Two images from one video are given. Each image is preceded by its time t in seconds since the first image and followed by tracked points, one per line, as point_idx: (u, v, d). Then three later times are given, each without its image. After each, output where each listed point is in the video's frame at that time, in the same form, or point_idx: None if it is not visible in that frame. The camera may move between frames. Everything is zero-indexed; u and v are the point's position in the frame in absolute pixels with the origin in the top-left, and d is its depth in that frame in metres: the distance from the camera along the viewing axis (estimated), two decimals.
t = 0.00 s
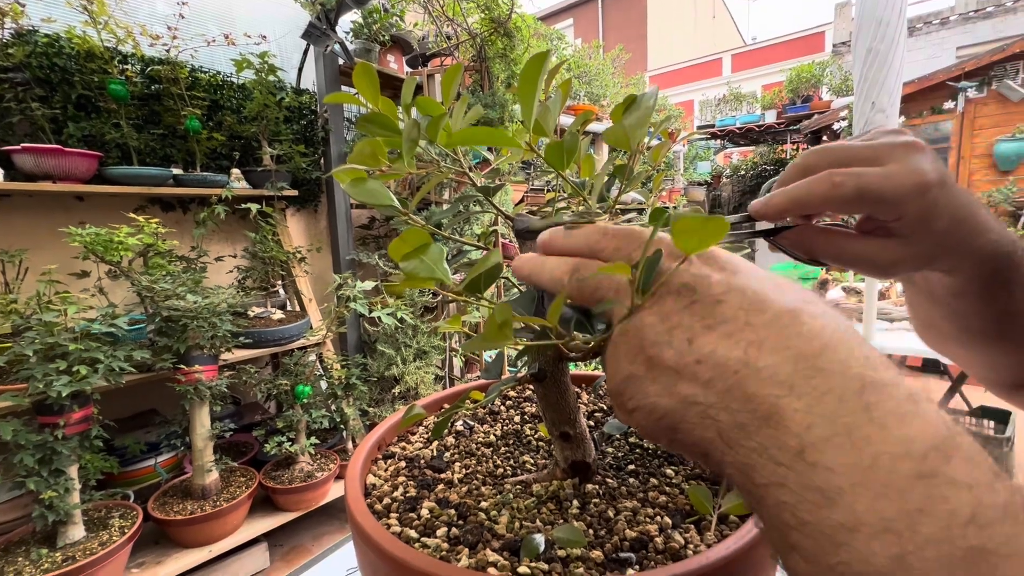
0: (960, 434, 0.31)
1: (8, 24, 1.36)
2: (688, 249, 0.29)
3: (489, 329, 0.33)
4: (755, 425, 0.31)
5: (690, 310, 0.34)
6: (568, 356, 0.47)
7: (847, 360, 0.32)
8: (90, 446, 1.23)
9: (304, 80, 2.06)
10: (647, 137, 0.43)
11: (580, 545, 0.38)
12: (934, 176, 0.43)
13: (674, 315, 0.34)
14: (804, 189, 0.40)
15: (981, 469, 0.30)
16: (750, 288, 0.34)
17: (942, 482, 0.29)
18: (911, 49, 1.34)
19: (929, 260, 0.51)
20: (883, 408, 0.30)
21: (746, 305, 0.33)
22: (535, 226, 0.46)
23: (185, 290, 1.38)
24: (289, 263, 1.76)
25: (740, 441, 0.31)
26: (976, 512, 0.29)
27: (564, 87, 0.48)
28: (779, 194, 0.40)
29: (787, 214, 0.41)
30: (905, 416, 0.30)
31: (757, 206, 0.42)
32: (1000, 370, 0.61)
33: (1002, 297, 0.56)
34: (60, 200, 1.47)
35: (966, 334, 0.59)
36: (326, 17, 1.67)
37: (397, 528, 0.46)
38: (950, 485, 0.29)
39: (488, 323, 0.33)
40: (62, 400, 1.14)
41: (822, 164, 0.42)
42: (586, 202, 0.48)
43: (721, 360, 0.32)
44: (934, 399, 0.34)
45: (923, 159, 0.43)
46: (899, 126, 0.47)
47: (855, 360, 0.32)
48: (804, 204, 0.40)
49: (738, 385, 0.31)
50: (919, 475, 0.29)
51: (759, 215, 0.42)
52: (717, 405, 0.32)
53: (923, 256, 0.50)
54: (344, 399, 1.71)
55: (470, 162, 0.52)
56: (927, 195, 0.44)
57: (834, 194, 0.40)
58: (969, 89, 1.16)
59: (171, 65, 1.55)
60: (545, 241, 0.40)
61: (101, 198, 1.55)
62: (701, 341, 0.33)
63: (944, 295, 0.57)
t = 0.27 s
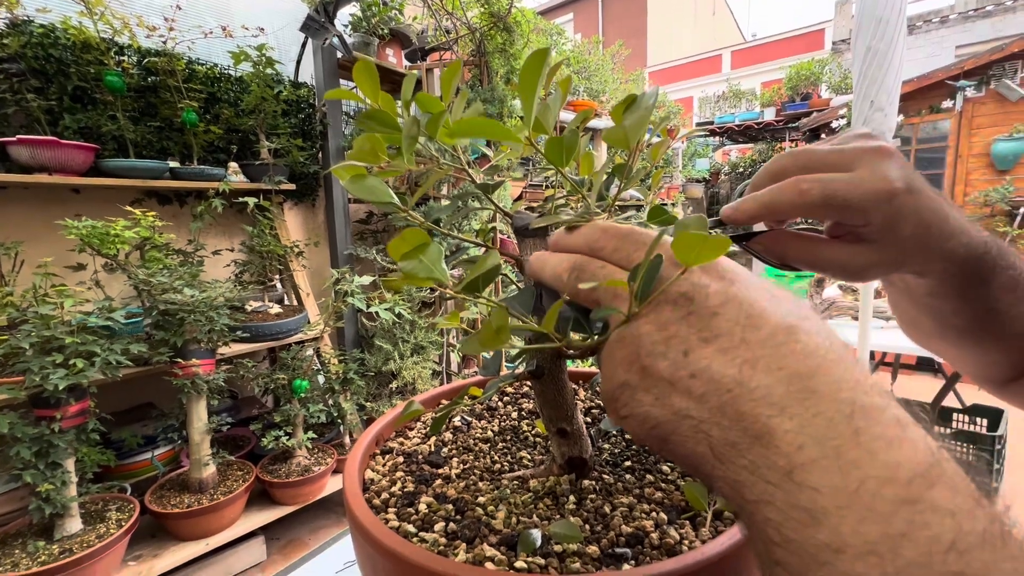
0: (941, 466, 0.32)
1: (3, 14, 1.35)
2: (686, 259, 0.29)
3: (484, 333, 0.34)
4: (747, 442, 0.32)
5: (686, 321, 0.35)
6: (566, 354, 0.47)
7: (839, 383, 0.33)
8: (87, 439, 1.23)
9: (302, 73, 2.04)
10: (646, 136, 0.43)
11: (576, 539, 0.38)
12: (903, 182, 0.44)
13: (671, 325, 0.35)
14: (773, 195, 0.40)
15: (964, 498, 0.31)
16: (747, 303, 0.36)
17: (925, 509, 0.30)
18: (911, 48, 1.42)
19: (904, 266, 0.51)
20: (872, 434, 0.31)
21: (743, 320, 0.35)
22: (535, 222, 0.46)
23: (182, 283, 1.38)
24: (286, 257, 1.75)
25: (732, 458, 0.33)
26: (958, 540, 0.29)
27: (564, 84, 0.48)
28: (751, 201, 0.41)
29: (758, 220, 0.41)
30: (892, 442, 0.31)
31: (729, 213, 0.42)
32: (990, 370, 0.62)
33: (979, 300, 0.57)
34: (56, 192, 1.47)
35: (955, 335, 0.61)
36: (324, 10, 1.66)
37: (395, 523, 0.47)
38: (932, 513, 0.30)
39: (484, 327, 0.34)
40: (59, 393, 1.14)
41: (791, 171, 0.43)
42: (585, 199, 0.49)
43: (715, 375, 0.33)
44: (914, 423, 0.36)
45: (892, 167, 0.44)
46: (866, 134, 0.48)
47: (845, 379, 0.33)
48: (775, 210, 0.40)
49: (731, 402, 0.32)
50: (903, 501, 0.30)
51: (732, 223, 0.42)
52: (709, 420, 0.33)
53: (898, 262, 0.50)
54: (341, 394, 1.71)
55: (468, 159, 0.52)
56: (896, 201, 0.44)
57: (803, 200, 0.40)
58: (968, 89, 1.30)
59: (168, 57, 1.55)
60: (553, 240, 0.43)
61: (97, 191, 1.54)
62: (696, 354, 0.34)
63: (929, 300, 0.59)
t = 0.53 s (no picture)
0: (935, 490, 0.32)
1: None
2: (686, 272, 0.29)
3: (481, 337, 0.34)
4: (742, 458, 0.32)
5: (685, 333, 0.35)
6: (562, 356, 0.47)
7: (835, 404, 0.33)
8: (80, 430, 1.23)
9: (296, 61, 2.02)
10: (645, 139, 0.43)
11: (569, 541, 0.38)
12: (899, 188, 0.44)
13: (668, 335, 0.35)
14: (769, 200, 0.40)
15: (955, 523, 0.32)
16: (747, 316, 0.35)
17: (916, 536, 0.30)
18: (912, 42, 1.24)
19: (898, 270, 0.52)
20: (868, 455, 0.31)
21: (741, 333, 0.34)
22: (532, 224, 0.46)
23: (176, 274, 1.37)
24: (281, 248, 1.74)
25: (726, 473, 0.32)
26: (948, 567, 0.30)
27: (563, 80, 0.48)
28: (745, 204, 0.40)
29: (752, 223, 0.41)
30: (888, 464, 0.31)
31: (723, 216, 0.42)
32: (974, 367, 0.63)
33: (971, 304, 0.57)
34: (47, 181, 1.45)
35: (943, 335, 0.62)
36: None
37: (389, 522, 0.47)
38: (923, 540, 0.30)
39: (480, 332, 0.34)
40: (50, 384, 1.14)
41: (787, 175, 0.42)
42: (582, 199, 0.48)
43: (711, 389, 0.33)
44: (908, 441, 0.36)
45: (888, 172, 0.43)
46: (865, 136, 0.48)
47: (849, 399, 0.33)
48: (770, 213, 0.40)
49: (727, 418, 0.32)
50: (897, 526, 0.30)
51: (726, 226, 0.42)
52: (704, 435, 0.33)
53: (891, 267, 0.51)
54: (336, 386, 1.71)
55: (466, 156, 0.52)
56: (891, 207, 0.44)
57: (797, 205, 0.40)
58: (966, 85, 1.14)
59: (160, 44, 1.53)
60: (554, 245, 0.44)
61: (88, 180, 1.52)
62: (692, 367, 0.34)
63: (921, 301, 0.60)
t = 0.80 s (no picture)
0: (927, 521, 0.33)
1: None
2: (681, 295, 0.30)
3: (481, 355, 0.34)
4: (736, 481, 0.33)
5: (681, 354, 0.36)
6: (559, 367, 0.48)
7: (831, 431, 0.33)
8: (73, 424, 1.22)
9: (292, 53, 1.99)
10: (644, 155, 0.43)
11: (564, 548, 0.39)
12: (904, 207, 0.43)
13: (665, 356, 0.36)
14: (765, 213, 0.40)
15: (949, 557, 0.32)
16: (744, 339, 0.36)
17: (909, 566, 0.30)
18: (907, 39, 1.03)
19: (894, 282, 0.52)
20: (863, 484, 0.32)
21: (739, 356, 0.35)
22: (532, 238, 0.45)
23: (169, 268, 1.36)
24: (275, 242, 1.73)
25: (722, 497, 0.34)
26: None
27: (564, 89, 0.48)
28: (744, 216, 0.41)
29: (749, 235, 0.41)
30: (882, 492, 0.32)
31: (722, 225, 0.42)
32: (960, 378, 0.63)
33: (966, 316, 0.58)
34: (37, 172, 1.43)
35: (936, 343, 0.63)
36: None
37: (386, 529, 0.47)
38: (916, 570, 0.30)
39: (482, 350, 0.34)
40: (42, 378, 1.13)
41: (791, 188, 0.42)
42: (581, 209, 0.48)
43: (707, 413, 0.34)
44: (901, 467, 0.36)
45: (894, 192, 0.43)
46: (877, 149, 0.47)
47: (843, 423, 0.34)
48: (766, 227, 0.40)
49: (723, 441, 0.33)
50: (890, 557, 0.30)
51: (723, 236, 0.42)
52: (700, 457, 0.34)
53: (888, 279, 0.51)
54: (331, 381, 1.70)
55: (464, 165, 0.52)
56: (891, 226, 0.44)
57: (795, 220, 0.40)
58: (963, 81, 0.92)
59: (153, 34, 1.51)
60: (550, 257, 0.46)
61: (80, 171, 1.50)
62: (689, 389, 0.35)
63: (917, 311, 0.60)
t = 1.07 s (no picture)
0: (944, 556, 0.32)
1: None
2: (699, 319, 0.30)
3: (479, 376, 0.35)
4: (769, 524, 0.29)
5: (709, 382, 0.32)
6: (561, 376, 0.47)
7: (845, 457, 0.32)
8: (71, 415, 1.22)
9: (290, 40, 1.96)
10: (652, 163, 0.42)
11: (565, 558, 0.38)
12: (929, 216, 0.43)
13: (691, 384, 0.33)
14: (791, 222, 0.39)
15: None
16: (779, 366, 0.32)
17: None
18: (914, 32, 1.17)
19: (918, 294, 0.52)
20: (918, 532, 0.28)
21: (770, 386, 0.32)
22: (536, 250, 0.43)
23: (167, 259, 1.35)
24: (273, 232, 1.72)
25: (750, 535, 0.30)
26: None
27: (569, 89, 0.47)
28: (770, 229, 0.40)
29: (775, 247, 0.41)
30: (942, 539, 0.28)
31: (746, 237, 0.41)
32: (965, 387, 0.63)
33: (984, 324, 0.57)
34: (32, 160, 1.41)
35: (950, 354, 0.62)
36: None
37: (385, 537, 0.47)
38: None
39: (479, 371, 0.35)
40: (40, 369, 1.12)
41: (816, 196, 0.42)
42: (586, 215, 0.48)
43: (738, 448, 0.30)
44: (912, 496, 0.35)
45: (919, 200, 0.43)
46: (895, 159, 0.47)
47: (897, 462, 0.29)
48: (794, 238, 0.40)
49: (754, 480, 0.30)
50: None
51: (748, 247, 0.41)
52: (730, 494, 0.30)
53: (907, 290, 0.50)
54: (330, 372, 1.70)
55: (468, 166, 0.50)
56: (922, 233, 0.44)
57: (825, 229, 0.39)
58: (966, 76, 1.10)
59: (149, 19, 1.49)
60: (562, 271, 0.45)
61: (76, 159, 1.48)
62: (717, 419, 0.31)
63: (931, 321, 0.59)
